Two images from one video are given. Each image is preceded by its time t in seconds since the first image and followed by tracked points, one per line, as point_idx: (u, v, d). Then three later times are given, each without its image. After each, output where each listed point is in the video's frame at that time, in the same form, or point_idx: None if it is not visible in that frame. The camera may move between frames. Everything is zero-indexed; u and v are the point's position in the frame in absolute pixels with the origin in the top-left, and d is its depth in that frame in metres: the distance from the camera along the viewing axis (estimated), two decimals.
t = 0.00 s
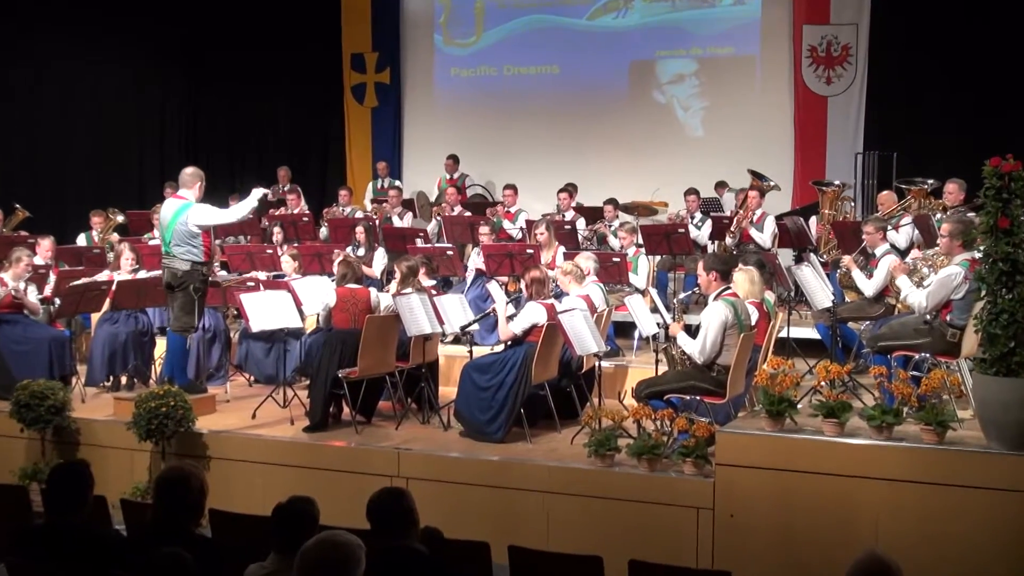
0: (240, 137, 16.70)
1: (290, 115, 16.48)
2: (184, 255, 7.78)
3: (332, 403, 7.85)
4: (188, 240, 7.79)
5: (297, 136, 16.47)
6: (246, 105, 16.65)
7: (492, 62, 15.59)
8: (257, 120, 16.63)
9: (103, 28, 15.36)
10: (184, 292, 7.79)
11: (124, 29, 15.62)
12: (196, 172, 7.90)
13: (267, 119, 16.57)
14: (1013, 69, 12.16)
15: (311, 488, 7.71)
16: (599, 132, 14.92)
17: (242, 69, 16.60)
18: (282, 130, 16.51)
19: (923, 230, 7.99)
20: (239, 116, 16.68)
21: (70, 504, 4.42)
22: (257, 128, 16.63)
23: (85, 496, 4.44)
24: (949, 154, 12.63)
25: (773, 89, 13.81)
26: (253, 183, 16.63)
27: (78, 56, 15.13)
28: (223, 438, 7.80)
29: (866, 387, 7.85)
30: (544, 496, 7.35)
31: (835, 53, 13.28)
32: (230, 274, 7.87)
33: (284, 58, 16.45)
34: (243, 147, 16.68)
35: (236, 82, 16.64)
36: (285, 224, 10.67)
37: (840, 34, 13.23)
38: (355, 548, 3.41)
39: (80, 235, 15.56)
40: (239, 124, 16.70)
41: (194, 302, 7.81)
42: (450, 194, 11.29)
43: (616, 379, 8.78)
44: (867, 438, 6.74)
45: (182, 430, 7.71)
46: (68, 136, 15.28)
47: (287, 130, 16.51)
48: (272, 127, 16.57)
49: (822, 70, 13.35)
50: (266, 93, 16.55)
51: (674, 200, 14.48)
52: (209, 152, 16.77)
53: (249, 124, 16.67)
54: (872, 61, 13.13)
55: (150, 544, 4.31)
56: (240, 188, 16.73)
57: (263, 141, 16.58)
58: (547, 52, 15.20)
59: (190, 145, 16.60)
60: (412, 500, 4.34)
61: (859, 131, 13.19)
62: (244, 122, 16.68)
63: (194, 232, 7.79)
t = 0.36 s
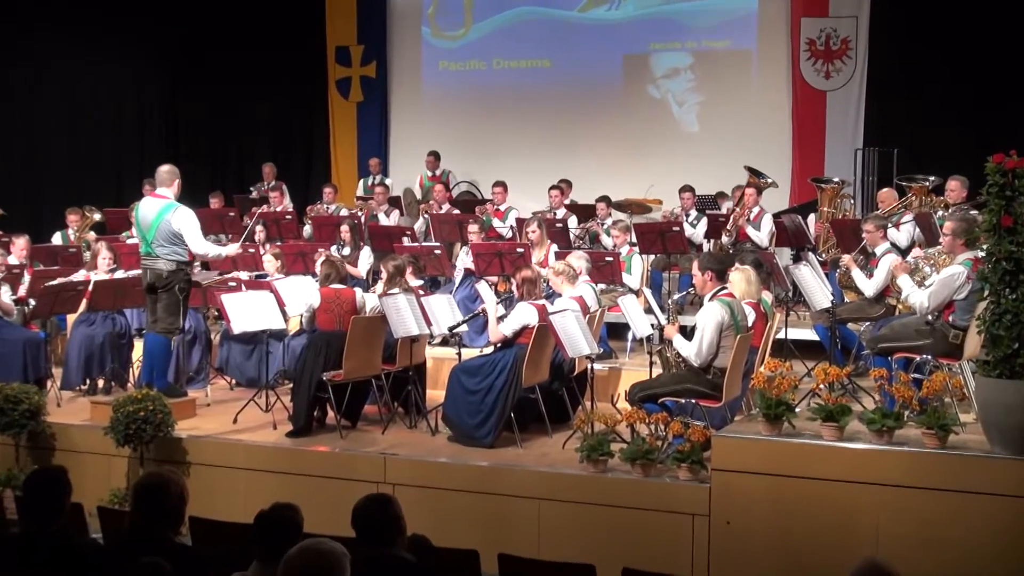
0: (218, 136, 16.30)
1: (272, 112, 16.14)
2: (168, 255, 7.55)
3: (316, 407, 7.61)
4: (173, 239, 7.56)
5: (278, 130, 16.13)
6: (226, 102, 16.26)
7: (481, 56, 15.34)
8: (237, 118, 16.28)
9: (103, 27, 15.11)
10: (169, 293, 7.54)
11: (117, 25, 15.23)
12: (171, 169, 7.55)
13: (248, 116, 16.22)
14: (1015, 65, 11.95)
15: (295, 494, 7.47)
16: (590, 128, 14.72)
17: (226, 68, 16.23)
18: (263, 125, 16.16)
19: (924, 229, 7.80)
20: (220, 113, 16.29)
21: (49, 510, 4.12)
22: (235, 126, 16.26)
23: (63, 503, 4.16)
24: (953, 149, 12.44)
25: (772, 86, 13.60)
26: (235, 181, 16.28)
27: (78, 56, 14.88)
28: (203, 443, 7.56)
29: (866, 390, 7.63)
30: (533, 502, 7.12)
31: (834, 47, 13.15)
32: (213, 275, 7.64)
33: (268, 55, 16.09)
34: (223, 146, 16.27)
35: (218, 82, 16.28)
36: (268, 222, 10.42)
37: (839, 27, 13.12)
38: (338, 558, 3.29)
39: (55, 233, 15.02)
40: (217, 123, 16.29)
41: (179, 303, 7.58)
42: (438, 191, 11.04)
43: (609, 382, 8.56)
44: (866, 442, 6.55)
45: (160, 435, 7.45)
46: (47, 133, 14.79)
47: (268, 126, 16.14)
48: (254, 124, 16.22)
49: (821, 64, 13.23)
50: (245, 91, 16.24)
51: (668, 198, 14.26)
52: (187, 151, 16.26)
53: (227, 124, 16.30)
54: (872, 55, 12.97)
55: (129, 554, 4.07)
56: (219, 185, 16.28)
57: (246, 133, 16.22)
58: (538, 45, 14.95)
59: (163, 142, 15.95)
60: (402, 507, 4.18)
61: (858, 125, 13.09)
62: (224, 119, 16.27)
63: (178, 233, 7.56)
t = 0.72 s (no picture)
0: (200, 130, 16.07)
1: (256, 108, 15.94)
2: (145, 253, 7.31)
3: (298, 411, 7.36)
4: (149, 236, 7.33)
5: (260, 123, 15.93)
6: (210, 97, 16.03)
7: (468, 48, 15.07)
8: (220, 114, 16.02)
9: (103, 27, 15.30)
10: (145, 293, 7.27)
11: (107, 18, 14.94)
12: (137, 164, 7.40)
13: (232, 111, 15.99)
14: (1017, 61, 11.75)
15: (276, 501, 7.22)
16: (580, 124, 14.48)
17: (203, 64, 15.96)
18: (245, 121, 15.96)
19: (925, 228, 7.59)
20: (202, 108, 16.06)
21: (29, 517, 4.00)
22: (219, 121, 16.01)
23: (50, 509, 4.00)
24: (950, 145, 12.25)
25: (768, 83, 13.39)
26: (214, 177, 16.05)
27: (79, 56, 15.02)
28: (180, 448, 7.30)
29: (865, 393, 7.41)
30: (522, 509, 6.88)
31: (833, 40, 12.94)
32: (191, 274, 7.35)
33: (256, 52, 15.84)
34: (203, 141, 16.08)
35: (201, 77, 16.01)
36: (248, 220, 10.14)
37: (837, 19, 12.91)
38: (320, 565, 3.18)
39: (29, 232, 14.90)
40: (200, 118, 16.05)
41: (153, 304, 7.32)
42: (424, 188, 10.81)
43: (601, 386, 8.33)
44: (866, 448, 6.34)
45: (137, 440, 7.22)
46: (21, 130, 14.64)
47: (250, 120, 15.95)
48: (238, 119, 15.99)
49: (819, 57, 13.00)
50: (233, 86, 15.94)
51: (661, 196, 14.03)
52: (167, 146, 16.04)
53: (212, 119, 16.04)
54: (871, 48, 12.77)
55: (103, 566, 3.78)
56: (199, 183, 16.08)
57: (229, 128, 16.01)
58: (527, 38, 14.70)
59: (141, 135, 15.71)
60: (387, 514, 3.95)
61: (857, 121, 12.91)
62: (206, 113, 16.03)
63: (155, 227, 7.35)
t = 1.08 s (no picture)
0: (179, 123, 15.64)
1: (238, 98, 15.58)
2: (113, 250, 7.11)
3: (282, 416, 7.12)
4: (116, 232, 7.13)
5: (242, 113, 15.55)
6: (192, 90, 15.65)
7: (458, 41, 14.80)
8: (203, 105, 15.64)
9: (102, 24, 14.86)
10: (117, 293, 7.08)
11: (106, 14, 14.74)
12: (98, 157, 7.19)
13: (215, 104, 15.60)
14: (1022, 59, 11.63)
15: (259, 509, 6.99)
16: (573, 120, 14.24)
17: (190, 62, 15.64)
18: (227, 112, 15.57)
19: (928, 226, 7.38)
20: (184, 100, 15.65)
21: (29, 509, 3.84)
22: (203, 113, 15.64)
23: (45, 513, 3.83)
24: (952, 142, 12.09)
25: (767, 80, 13.18)
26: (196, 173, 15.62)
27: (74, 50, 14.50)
28: (161, 454, 7.06)
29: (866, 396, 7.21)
30: (514, 516, 6.65)
31: (833, 32, 12.71)
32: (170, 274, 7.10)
33: (242, 45, 15.52)
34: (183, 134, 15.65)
35: (186, 72, 15.67)
36: (230, 218, 9.90)
37: (838, 11, 12.69)
38: None
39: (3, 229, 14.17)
40: (182, 111, 15.64)
41: (126, 304, 7.12)
42: (412, 185, 10.59)
43: (594, 389, 8.09)
44: (869, 452, 6.14)
45: (116, 446, 6.96)
46: None
47: (232, 111, 15.56)
48: (221, 111, 15.60)
49: (819, 50, 12.78)
50: (216, 78, 15.60)
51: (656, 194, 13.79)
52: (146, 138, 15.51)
53: (190, 112, 15.67)
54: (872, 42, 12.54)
55: None
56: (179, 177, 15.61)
57: (210, 119, 15.62)
58: (519, 30, 14.45)
59: (122, 127, 15.20)
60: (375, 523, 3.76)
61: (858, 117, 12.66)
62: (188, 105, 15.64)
63: (123, 221, 7.14)
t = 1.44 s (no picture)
0: (164, 117, 15.16)
1: (224, 91, 15.09)
2: (83, 246, 6.91)
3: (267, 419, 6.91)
4: (87, 228, 6.93)
5: (226, 105, 15.06)
6: (177, 85, 15.20)
7: (450, 33, 14.52)
8: (187, 98, 15.18)
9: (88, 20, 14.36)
10: (93, 291, 6.88)
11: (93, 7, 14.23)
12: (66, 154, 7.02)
13: (200, 97, 15.14)
14: None
15: (243, 516, 6.77)
16: (566, 113, 13.96)
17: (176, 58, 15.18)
18: (211, 106, 15.09)
19: (933, 224, 7.18)
20: (166, 94, 15.20)
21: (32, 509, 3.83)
22: (189, 107, 15.16)
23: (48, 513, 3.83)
24: (958, 138, 11.84)
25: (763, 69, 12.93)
26: (178, 169, 15.12)
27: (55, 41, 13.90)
28: (142, 460, 6.85)
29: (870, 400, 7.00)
30: (507, 524, 6.44)
31: (835, 25, 12.51)
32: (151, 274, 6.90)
33: (231, 36, 15.04)
34: (165, 129, 15.16)
35: (172, 68, 15.19)
36: (214, 216, 9.67)
37: (840, 4, 12.46)
38: None
39: None
40: (165, 106, 15.20)
41: (104, 302, 6.92)
42: (402, 182, 10.35)
43: (590, 392, 7.88)
44: (873, 457, 5.94)
45: (95, 452, 6.76)
46: None
47: (216, 103, 15.07)
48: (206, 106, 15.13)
49: (821, 43, 12.59)
50: (208, 72, 15.13)
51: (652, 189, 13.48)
52: (128, 135, 15.00)
53: (175, 105, 15.17)
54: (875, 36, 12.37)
55: None
56: (161, 174, 15.14)
57: (194, 112, 15.14)
58: (514, 23, 14.17)
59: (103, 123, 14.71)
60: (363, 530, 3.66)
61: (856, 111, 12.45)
62: (171, 98, 15.19)
63: (93, 216, 6.94)
